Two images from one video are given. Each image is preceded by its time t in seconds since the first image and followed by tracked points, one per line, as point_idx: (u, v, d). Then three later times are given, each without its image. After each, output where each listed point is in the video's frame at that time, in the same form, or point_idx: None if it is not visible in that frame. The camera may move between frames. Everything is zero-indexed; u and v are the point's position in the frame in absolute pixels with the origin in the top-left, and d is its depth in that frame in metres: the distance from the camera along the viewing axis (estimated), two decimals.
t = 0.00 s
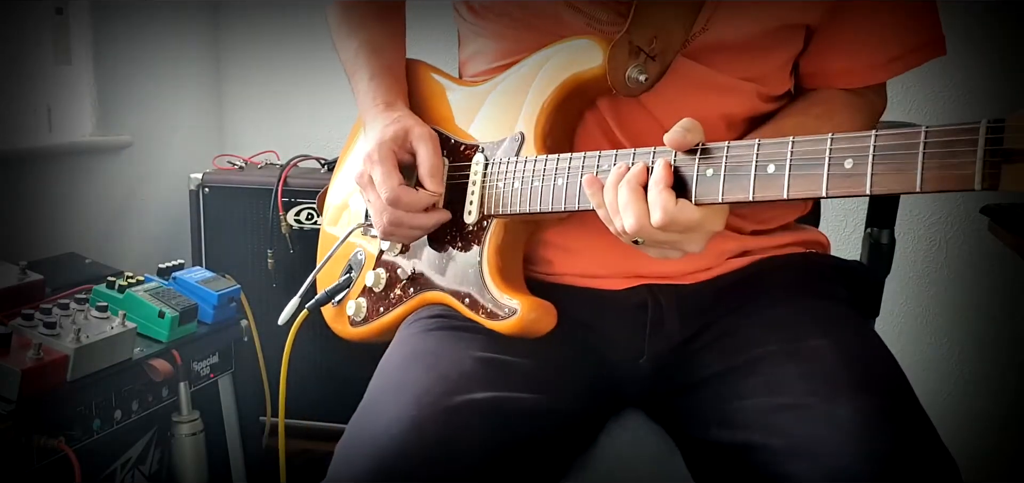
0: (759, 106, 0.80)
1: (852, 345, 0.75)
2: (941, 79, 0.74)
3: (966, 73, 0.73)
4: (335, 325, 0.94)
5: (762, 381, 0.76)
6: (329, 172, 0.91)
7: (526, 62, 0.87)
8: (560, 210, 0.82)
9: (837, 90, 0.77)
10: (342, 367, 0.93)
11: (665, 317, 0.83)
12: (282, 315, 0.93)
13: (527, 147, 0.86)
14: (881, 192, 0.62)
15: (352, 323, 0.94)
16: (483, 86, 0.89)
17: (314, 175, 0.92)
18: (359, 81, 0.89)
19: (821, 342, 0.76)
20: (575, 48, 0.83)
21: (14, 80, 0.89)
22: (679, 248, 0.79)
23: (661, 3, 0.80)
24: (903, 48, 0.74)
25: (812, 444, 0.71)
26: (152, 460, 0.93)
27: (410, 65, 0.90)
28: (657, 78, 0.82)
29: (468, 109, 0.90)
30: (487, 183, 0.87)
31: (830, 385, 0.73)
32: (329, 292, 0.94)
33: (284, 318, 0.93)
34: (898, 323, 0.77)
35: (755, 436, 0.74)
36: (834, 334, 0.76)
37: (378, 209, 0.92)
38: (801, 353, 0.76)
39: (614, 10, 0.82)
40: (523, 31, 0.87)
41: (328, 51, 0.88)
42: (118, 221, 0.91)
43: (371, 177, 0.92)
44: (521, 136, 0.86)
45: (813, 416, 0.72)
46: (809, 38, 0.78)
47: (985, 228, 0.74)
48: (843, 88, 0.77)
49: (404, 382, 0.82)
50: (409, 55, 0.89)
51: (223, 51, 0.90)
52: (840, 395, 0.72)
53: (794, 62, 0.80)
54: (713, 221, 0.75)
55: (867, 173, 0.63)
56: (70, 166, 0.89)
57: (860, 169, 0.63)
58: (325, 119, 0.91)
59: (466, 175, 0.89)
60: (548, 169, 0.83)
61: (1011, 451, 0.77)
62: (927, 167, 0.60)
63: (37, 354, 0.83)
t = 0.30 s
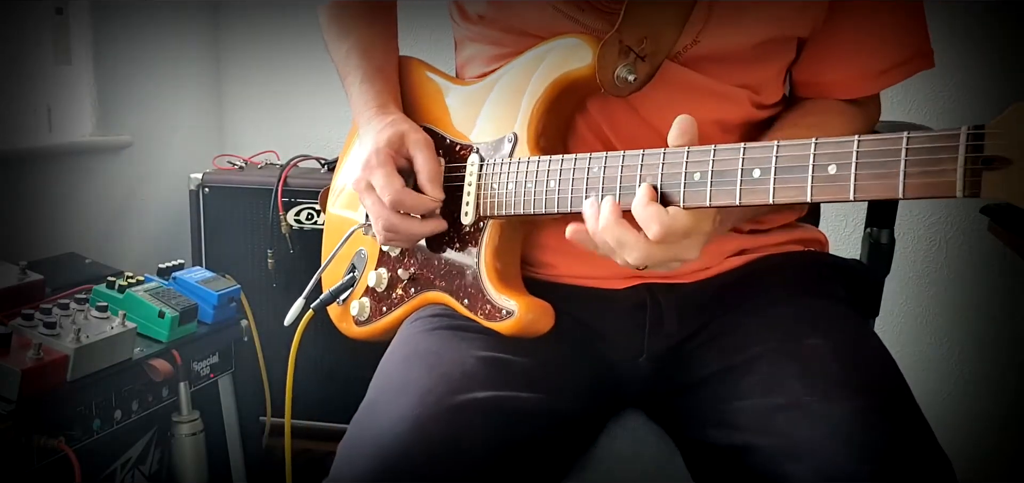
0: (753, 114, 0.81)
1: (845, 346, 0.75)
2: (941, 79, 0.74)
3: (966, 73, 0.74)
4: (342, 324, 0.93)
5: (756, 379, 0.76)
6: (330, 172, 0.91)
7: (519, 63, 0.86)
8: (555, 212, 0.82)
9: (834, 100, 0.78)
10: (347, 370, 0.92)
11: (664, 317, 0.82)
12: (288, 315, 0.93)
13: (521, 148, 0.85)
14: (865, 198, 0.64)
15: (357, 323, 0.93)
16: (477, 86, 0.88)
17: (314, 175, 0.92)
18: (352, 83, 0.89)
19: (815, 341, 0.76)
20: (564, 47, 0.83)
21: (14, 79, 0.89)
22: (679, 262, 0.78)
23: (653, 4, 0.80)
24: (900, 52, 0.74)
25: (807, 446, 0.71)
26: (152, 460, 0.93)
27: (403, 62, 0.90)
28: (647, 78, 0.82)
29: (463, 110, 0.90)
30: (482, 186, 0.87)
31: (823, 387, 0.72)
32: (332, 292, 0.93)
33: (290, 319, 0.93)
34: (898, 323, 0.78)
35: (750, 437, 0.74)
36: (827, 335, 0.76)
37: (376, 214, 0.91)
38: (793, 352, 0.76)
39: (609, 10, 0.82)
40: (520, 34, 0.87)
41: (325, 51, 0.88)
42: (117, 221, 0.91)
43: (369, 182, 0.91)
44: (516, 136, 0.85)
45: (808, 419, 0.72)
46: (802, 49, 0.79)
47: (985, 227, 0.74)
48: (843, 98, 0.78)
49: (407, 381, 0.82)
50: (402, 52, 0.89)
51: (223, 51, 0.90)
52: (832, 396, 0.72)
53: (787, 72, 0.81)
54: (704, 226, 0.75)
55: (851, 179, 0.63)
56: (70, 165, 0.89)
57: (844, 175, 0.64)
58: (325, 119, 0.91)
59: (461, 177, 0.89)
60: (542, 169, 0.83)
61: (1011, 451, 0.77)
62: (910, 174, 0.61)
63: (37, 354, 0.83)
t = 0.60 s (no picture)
0: (751, 116, 0.81)
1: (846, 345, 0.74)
2: (939, 79, 0.74)
3: (966, 73, 0.74)
4: (342, 323, 0.94)
5: (755, 378, 0.76)
6: (330, 172, 0.91)
7: (525, 62, 0.86)
8: (559, 211, 0.82)
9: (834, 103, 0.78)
10: (347, 367, 0.93)
11: (665, 316, 0.82)
12: (288, 312, 0.93)
13: (526, 147, 0.85)
14: (872, 199, 0.64)
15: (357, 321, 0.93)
16: (481, 85, 0.88)
17: (314, 175, 0.92)
18: (358, 82, 0.89)
19: (815, 341, 0.75)
20: (574, 47, 0.82)
21: (15, 80, 0.90)
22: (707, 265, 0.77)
23: (660, 4, 0.80)
24: (898, 52, 0.75)
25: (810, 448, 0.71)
26: (152, 460, 0.92)
27: (409, 61, 0.90)
28: (653, 80, 0.81)
29: (467, 109, 0.89)
30: (487, 183, 0.87)
31: (822, 386, 0.72)
32: (334, 290, 0.93)
33: (290, 315, 0.93)
34: (898, 322, 0.78)
35: (747, 438, 0.74)
36: (828, 335, 0.75)
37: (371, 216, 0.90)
38: (792, 352, 0.75)
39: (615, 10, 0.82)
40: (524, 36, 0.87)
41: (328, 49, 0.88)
42: (117, 221, 0.91)
43: (368, 183, 0.90)
44: (522, 136, 0.85)
45: (808, 418, 0.71)
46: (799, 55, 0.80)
47: (985, 227, 0.74)
48: (840, 102, 0.78)
49: (411, 378, 0.81)
50: (407, 51, 0.90)
51: (223, 51, 0.90)
52: (833, 395, 0.71)
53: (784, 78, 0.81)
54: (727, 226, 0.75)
55: (858, 178, 0.63)
56: (70, 165, 0.89)
57: (852, 176, 0.64)
58: (325, 119, 0.91)
59: (466, 175, 0.88)
60: (546, 169, 0.83)
61: (1011, 451, 0.77)
62: (916, 175, 0.61)
63: (37, 354, 0.83)
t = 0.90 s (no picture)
0: (753, 120, 0.81)
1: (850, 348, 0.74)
2: (939, 78, 0.74)
3: (966, 73, 0.73)
4: (342, 321, 0.94)
5: (755, 379, 0.75)
6: (331, 172, 0.92)
7: (529, 62, 0.87)
8: (561, 208, 0.82)
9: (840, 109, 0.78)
10: (345, 368, 0.94)
11: (666, 316, 0.82)
12: (288, 310, 0.94)
13: (528, 145, 0.85)
14: (872, 197, 0.63)
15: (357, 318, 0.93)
16: (483, 84, 0.89)
17: (314, 175, 0.92)
18: (361, 81, 0.89)
19: (813, 341, 0.75)
20: (576, 48, 0.83)
21: (14, 79, 0.90)
22: (710, 257, 0.77)
23: (659, 3, 0.80)
24: (897, 55, 0.75)
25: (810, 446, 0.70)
26: (152, 460, 0.93)
27: (414, 61, 0.90)
28: (655, 79, 0.82)
29: (471, 107, 0.90)
30: (489, 180, 0.87)
31: (824, 385, 0.71)
32: (336, 287, 0.94)
33: (290, 314, 0.93)
34: (898, 322, 0.78)
35: (746, 438, 0.73)
36: (827, 334, 0.75)
37: (382, 204, 0.91)
38: (792, 351, 0.75)
39: (616, 12, 0.82)
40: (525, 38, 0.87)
41: (333, 47, 0.88)
42: (117, 221, 0.91)
43: (376, 172, 0.92)
44: (524, 135, 0.85)
45: (807, 417, 0.71)
46: (802, 60, 0.80)
47: (985, 227, 0.74)
48: (845, 108, 0.78)
49: (411, 377, 0.80)
50: (412, 51, 0.89)
51: (223, 51, 0.90)
52: (834, 396, 0.71)
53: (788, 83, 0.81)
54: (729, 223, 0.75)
55: (858, 178, 0.63)
56: (70, 165, 0.89)
57: (851, 174, 0.63)
58: (325, 119, 0.91)
59: (468, 173, 0.89)
60: (547, 167, 0.83)
61: (1011, 451, 0.77)
62: (916, 172, 0.60)
63: (37, 354, 0.83)
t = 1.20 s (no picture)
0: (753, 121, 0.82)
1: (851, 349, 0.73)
2: (939, 79, 0.73)
3: (966, 73, 0.73)
4: (341, 324, 0.95)
5: (755, 379, 0.75)
6: (330, 172, 0.93)
7: (525, 59, 0.88)
8: (561, 203, 0.82)
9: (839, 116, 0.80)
10: (346, 368, 0.93)
11: (666, 316, 0.82)
12: (288, 313, 0.94)
13: (526, 141, 0.86)
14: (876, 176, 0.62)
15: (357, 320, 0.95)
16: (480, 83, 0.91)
17: (314, 175, 0.93)
18: (361, 81, 0.90)
19: (812, 341, 0.75)
20: (576, 43, 0.83)
21: (14, 80, 0.89)
22: (693, 242, 0.76)
23: None
24: (896, 53, 0.75)
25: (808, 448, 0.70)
26: (152, 460, 0.93)
27: (412, 64, 0.92)
28: (654, 72, 0.82)
29: (469, 106, 0.92)
30: (487, 178, 0.88)
31: (823, 384, 0.71)
32: (332, 291, 0.94)
33: (289, 316, 0.94)
34: (898, 323, 0.78)
35: (745, 438, 0.73)
36: (827, 334, 0.75)
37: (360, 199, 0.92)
38: (792, 351, 0.75)
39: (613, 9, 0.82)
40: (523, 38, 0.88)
41: (333, 47, 0.88)
42: (117, 221, 0.91)
43: (359, 168, 0.92)
44: (522, 131, 0.86)
45: (806, 417, 0.70)
46: (802, 65, 0.81)
47: (985, 227, 0.74)
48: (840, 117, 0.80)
49: (411, 373, 0.80)
50: (409, 55, 0.91)
51: (223, 52, 0.90)
52: (833, 395, 0.70)
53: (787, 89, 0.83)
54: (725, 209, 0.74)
55: (861, 158, 0.62)
56: (70, 166, 0.89)
57: (854, 153, 0.62)
58: (325, 119, 0.91)
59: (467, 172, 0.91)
60: (547, 161, 0.83)
61: (1011, 451, 0.78)
62: (920, 149, 0.59)
63: (37, 354, 0.83)
